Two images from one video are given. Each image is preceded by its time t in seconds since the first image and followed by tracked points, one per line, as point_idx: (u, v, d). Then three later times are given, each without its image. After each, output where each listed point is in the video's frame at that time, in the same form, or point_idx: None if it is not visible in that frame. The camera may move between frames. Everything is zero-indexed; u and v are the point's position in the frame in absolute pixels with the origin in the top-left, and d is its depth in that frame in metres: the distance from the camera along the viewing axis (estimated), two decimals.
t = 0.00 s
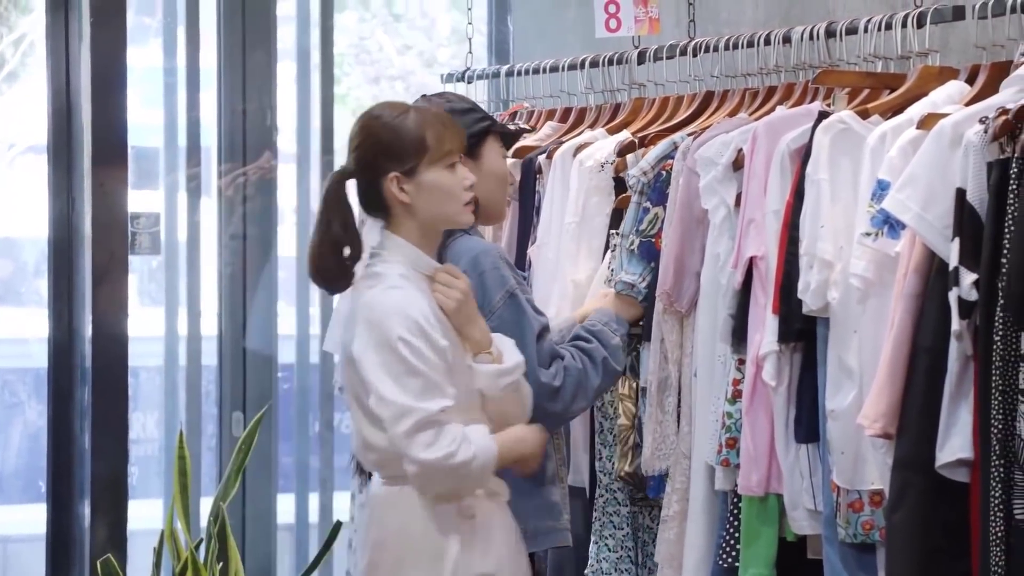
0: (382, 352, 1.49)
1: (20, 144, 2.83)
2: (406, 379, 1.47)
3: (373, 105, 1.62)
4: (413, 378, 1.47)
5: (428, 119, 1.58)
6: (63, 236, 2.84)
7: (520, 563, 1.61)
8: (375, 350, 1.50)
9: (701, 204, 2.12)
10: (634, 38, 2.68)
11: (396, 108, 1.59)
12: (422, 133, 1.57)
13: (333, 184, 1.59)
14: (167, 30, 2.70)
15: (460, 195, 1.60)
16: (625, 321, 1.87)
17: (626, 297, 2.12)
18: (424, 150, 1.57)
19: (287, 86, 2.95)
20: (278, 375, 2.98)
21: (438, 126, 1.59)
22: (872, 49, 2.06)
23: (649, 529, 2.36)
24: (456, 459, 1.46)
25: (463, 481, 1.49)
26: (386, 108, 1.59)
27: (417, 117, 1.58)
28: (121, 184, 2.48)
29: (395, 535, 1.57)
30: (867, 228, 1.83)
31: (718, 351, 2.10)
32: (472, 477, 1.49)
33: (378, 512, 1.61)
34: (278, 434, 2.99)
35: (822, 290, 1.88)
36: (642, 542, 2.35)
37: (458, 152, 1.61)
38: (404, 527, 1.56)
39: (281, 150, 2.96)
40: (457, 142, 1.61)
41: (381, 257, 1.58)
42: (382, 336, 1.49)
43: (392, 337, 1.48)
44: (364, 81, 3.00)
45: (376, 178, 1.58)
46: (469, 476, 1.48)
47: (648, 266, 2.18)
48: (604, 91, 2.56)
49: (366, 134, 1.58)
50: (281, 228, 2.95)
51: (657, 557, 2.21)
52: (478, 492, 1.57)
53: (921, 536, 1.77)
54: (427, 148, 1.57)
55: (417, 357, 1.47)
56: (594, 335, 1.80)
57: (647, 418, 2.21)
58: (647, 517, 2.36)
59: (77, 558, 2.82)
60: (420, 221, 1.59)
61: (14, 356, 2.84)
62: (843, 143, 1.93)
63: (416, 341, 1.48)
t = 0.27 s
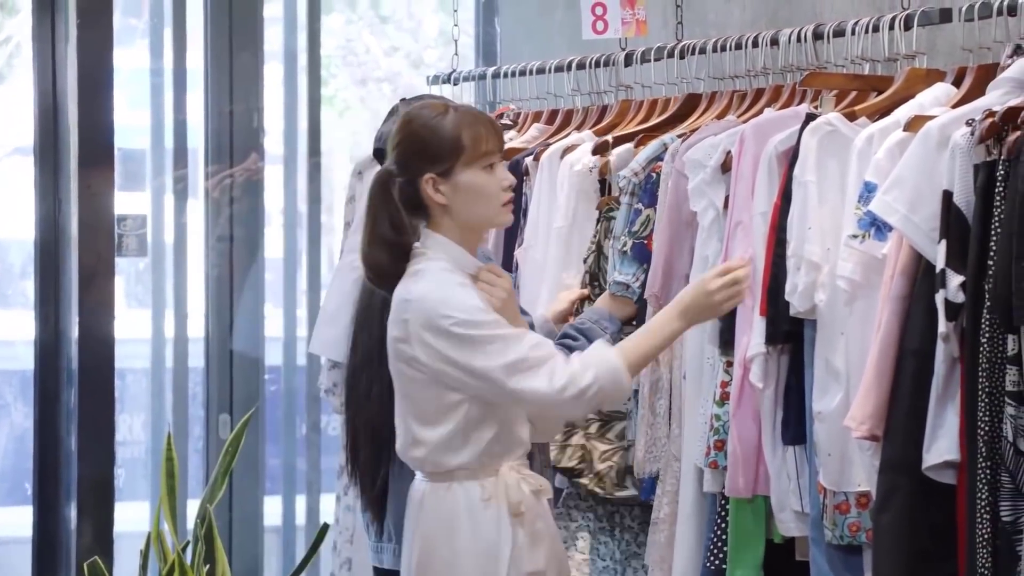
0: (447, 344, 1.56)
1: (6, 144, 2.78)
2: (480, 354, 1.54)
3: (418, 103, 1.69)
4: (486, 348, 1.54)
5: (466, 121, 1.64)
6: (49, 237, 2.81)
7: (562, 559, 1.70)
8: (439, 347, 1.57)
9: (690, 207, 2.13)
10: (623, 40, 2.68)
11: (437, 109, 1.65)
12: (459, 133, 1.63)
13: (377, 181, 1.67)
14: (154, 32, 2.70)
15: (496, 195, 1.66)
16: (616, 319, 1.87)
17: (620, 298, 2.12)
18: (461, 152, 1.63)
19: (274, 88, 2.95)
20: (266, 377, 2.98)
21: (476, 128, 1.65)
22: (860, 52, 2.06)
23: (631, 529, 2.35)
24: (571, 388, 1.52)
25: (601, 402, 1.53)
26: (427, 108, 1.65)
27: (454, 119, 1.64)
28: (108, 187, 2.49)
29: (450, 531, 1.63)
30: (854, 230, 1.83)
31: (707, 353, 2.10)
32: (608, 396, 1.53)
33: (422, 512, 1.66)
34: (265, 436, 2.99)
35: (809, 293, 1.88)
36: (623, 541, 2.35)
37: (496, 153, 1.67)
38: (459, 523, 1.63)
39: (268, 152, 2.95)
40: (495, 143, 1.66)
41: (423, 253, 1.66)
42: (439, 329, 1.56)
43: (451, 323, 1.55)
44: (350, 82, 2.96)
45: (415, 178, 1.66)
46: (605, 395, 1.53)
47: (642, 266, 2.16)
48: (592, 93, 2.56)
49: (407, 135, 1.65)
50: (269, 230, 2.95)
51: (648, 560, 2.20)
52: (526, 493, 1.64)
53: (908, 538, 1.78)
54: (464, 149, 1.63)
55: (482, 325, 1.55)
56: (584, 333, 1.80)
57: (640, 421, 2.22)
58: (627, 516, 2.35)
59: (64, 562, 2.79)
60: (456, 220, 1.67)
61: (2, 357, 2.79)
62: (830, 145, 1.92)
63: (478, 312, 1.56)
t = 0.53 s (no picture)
0: (484, 337, 1.60)
1: None
2: (519, 340, 1.58)
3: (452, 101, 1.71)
4: (525, 334, 1.58)
5: (498, 124, 1.67)
6: (34, 239, 2.80)
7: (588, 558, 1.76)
8: (477, 342, 1.60)
9: (676, 208, 2.13)
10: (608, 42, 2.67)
11: (469, 109, 1.67)
12: (487, 136, 1.65)
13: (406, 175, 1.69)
14: (139, 33, 2.70)
15: (522, 201, 1.69)
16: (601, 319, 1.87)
17: (607, 299, 2.14)
18: (491, 155, 1.65)
19: (259, 87, 2.94)
20: (251, 377, 2.98)
21: (508, 132, 1.67)
22: (846, 53, 2.07)
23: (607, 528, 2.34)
24: (621, 355, 1.57)
25: (651, 370, 1.59)
26: (459, 108, 1.68)
27: (485, 122, 1.66)
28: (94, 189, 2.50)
29: (484, 528, 1.67)
30: (840, 231, 1.82)
31: (695, 355, 2.10)
32: (658, 364, 1.58)
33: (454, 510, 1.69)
34: (250, 438, 2.99)
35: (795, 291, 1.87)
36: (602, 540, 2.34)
37: (525, 158, 1.69)
38: (493, 521, 1.66)
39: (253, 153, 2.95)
40: (524, 149, 1.69)
41: (450, 251, 1.69)
42: (475, 324, 1.60)
43: (488, 316, 1.59)
44: (336, 82, 2.94)
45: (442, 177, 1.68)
46: (655, 363, 1.58)
47: (628, 266, 2.16)
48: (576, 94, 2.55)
49: (437, 134, 1.67)
50: (253, 232, 2.95)
51: (636, 561, 2.20)
52: (557, 491, 1.70)
53: (895, 538, 1.78)
54: (491, 152, 1.65)
55: (520, 310, 1.59)
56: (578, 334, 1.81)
57: (625, 422, 2.22)
58: (605, 516, 2.34)
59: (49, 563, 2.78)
60: (480, 222, 1.70)
61: None
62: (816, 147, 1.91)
63: (514, 300, 1.60)
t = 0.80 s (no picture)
0: (510, 338, 1.60)
1: None
2: (545, 341, 1.59)
3: (481, 99, 1.71)
4: (551, 335, 1.59)
5: (524, 126, 1.66)
6: (21, 240, 2.78)
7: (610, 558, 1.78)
8: (502, 344, 1.60)
9: (663, 209, 2.12)
10: (592, 43, 2.68)
11: (497, 109, 1.67)
12: (513, 138, 1.65)
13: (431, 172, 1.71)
14: (126, 33, 2.71)
15: (544, 205, 1.68)
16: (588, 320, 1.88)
17: (594, 300, 2.16)
18: (515, 156, 1.65)
19: (247, 89, 2.92)
20: (238, 378, 2.96)
21: (534, 135, 1.67)
22: (832, 55, 2.07)
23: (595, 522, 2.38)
24: (647, 352, 1.60)
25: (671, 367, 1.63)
26: (488, 107, 1.68)
27: (511, 123, 1.66)
28: (80, 189, 2.51)
29: (509, 531, 1.67)
30: (828, 232, 1.82)
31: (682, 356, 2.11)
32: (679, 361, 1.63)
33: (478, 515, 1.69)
34: (238, 439, 2.98)
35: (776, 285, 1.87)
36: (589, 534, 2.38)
37: (551, 162, 1.69)
38: (518, 523, 1.66)
39: (241, 154, 2.93)
40: (549, 152, 1.68)
41: (470, 252, 1.69)
42: (499, 325, 1.60)
43: (513, 317, 1.59)
44: (324, 83, 2.92)
45: (466, 175, 1.68)
46: (675, 358, 1.63)
47: (615, 267, 2.17)
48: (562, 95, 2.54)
49: (463, 132, 1.67)
50: (241, 233, 2.94)
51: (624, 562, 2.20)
52: (581, 491, 1.71)
53: (883, 537, 1.78)
54: (516, 155, 1.65)
55: (544, 311, 1.60)
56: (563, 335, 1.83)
57: (613, 422, 2.22)
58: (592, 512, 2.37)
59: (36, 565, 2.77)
60: (501, 224, 1.69)
61: None
62: (800, 150, 1.91)
63: (538, 300, 1.61)
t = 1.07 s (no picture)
0: (522, 338, 1.57)
1: None
2: (557, 341, 1.56)
3: (504, 99, 1.69)
4: (562, 334, 1.57)
5: (551, 128, 1.64)
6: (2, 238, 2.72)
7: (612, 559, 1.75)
8: (514, 343, 1.58)
9: (644, 210, 2.13)
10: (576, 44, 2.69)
11: (521, 109, 1.65)
12: (539, 137, 1.63)
13: (452, 165, 1.68)
14: (111, 32, 2.73)
15: (564, 206, 1.66)
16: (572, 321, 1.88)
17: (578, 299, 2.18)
18: (539, 156, 1.63)
19: (232, 89, 2.91)
20: (223, 379, 2.96)
21: (560, 137, 1.65)
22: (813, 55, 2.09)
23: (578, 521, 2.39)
24: (657, 351, 1.58)
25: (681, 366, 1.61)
26: (512, 106, 1.65)
27: (538, 123, 1.64)
28: (64, 188, 2.61)
29: (509, 532, 1.64)
30: (811, 232, 1.79)
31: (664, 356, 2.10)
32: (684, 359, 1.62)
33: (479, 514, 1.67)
34: (222, 440, 2.97)
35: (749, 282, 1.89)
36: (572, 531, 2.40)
37: (574, 166, 1.67)
38: (518, 524, 1.64)
39: (225, 154, 2.91)
40: (572, 155, 1.66)
41: (485, 250, 1.66)
42: (511, 324, 1.57)
43: (525, 317, 1.57)
44: (310, 83, 2.94)
45: (488, 171, 1.66)
46: (684, 357, 1.62)
47: (599, 267, 2.19)
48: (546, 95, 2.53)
49: (489, 129, 1.65)
50: (226, 233, 2.91)
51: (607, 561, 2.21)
52: (583, 495, 1.68)
53: (866, 539, 1.75)
54: (540, 155, 1.63)
55: (556, 310, 1.57)
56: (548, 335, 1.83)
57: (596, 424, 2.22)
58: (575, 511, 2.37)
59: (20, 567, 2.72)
60: (520, 223, 1.67)
61: None
62: (776, 152, 1.90)
63: (548, 300, 1.58)
